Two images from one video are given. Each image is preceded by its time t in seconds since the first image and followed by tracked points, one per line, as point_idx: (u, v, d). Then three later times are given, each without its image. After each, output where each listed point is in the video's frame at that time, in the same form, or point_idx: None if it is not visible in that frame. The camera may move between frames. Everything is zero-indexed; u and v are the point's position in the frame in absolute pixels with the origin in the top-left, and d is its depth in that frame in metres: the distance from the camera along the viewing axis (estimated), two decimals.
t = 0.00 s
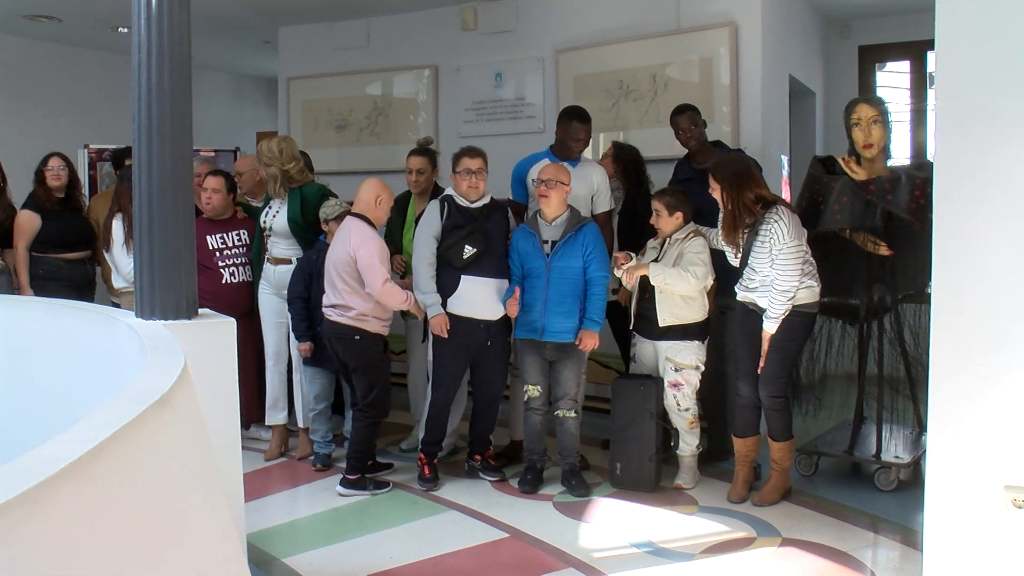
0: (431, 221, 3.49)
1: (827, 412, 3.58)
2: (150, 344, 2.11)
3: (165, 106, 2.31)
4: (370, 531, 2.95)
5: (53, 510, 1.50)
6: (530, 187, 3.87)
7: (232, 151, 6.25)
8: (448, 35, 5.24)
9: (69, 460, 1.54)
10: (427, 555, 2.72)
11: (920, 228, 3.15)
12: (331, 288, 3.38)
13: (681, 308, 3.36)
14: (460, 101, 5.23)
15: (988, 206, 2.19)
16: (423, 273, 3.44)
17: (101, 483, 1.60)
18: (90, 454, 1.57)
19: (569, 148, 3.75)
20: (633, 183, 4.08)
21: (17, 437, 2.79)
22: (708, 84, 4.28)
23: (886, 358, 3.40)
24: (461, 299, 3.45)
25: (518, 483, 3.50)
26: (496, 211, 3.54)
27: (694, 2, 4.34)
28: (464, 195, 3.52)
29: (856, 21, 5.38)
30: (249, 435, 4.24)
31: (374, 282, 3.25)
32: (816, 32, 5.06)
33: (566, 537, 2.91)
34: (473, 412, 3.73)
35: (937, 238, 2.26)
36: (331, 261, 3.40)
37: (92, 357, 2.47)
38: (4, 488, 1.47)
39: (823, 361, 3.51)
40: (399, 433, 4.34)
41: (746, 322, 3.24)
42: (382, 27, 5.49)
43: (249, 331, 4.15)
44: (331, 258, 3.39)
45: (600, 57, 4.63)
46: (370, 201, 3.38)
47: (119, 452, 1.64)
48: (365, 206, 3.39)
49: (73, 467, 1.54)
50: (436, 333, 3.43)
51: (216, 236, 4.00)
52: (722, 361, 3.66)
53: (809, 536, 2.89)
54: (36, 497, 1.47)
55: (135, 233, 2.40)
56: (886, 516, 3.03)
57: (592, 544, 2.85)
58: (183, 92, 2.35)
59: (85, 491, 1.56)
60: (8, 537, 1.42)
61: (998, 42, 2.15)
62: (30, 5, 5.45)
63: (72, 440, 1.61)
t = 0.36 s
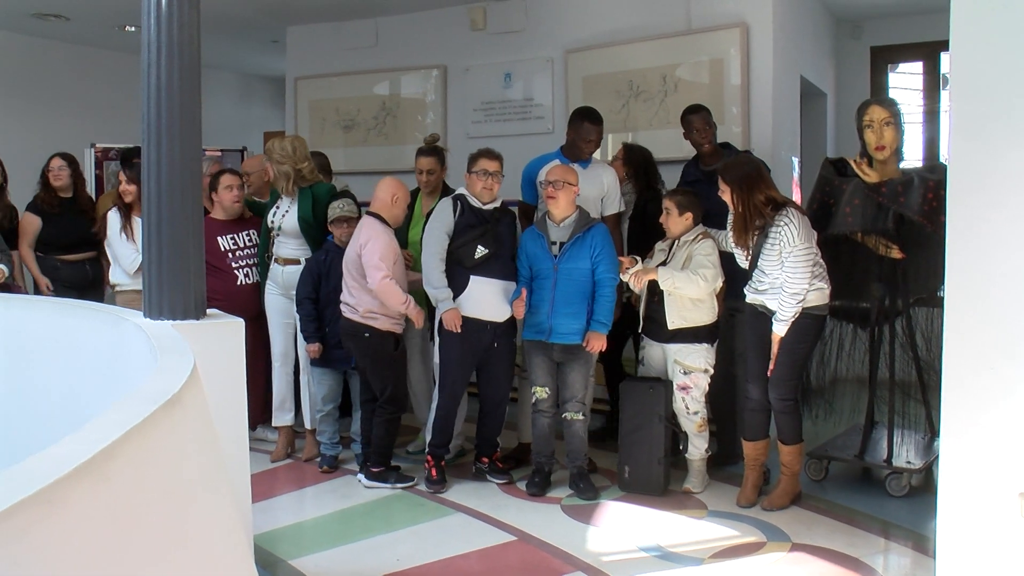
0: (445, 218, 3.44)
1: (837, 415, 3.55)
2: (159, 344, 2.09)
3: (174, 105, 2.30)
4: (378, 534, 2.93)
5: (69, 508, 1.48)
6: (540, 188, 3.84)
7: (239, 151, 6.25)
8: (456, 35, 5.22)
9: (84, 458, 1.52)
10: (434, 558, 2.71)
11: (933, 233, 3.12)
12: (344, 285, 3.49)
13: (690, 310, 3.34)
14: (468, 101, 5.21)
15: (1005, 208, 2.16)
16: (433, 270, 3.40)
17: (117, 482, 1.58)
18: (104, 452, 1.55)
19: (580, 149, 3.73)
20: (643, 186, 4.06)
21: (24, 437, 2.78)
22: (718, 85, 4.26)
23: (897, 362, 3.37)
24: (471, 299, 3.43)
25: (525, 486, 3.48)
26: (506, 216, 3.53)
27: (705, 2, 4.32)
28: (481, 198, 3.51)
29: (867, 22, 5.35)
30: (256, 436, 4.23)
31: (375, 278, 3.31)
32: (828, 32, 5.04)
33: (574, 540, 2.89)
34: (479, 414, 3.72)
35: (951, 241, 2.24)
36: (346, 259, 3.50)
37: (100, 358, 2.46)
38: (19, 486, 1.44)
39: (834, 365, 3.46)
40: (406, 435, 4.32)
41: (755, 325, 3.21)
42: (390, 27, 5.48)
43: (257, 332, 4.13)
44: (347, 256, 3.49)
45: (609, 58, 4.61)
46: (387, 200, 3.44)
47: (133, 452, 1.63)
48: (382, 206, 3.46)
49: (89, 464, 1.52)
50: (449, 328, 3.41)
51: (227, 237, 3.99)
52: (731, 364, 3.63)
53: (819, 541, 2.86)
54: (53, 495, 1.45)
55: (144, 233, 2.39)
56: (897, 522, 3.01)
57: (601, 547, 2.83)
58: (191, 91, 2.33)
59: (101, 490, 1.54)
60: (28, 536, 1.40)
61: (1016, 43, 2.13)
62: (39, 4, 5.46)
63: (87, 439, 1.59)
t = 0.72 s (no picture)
0: (441, 221, 3.39)
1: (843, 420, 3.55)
2: (167, 346, 2.07)
3: (181, 104, 2.28)
4: (381, 536, 2.92)
5: (77, 509, 1.47)
6: (546, 190, 3.82)
7: (242, 150, 6.24)
8: (462, 35, 5.21)
9: (92, 459, 1.50)
10: (437, 561, 2.69)
11: (942, 237, 3.09)
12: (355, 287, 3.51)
13: (694, 314, 3.32)
14: (473, 102, 5.19)
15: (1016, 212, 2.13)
16: (433, 273, 3.33)
17: (126, 483, 1.56)
18: (113, 452, 1.54)
19: (586, 150, 3.72)
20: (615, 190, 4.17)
21: (28, 438, 2.77)
22: (725, 86, 4.24)
23: (905, 366, 3.35)
24: (471, 301, 3.40)
25: (529, 489, 3.45)
26: (499, 219, 3.52)
27: (712, 4, 4.30)
28: (482, 202, 3.47)
29: (875, 23, 5.34)
30: (258, 438, 4.21)
31: (389, 274, 3.34)
32: (835, 34, 5.01)
33: (578, 544, 2.87)
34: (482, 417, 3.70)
35: (961, 244, 2.22)
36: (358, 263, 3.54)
37: (105, 358, 2.45)
38: (23, 489, 1.42)
39: (840, 369, 3.48)
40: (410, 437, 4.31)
41: (761, 329, 3.19)
42: (395, 27, 5.46)
43: (260, 333, 4.11)
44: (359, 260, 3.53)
45: (615, 60, 4.60)
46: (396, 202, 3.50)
47: (141, 453, 1.61)
48: (393, 206, 3.52)
49: (98, 465, 1.50)
50: (451, 331, 3.37)
51: (234, 236, 3.98)
52: (736, 368, 3.62)
53: (825, 547, 2.84)
54: (61, 495, 1.44)
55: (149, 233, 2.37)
56: (903, 527, 2.99)
57: (605, 551, 2.81)
58: (199, 90, 2.32)
59: (110, 490, 1.53)
60: (37, 536, 1.39)
61: None
62: (42, 3, 5.45)
63: (96, 438, 1.58)
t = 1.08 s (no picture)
0: (430, 228, 3.34)
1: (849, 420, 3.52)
2: (172, 348, 2.05)
3: (183, 103, 2.26)
4: (383, 538, 2.90)
5: (85, 511, 1.44)
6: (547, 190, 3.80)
7: (242, 151, 6.22)
8: (463, 34, 5.19)
9: (102, 459, 1.48)
10: (440, 563, 2.67)
11: (948, 234, 3.09)
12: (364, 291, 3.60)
13: (699, 314, 3.30)
14: (474, 102, 5.17)
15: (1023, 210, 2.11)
16: (425, 281, 3.30)
17: (138, 482, 1.54)
18: (122, 452, 1.51)
19: (588, 148, 3.70)
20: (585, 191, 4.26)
21: (28, 440, 2.75)
22: (728, 85, 4.23)
23: (910, 366, 3.33)
24: (463, 305, 3.37)
25: (533, 490, 3.43)
26: (491, 215, 3.51)
27: (714, 2, 4.28)
28: (475, 203, 3.45)
29: (879, 21, 5.32)
30: (259, 440, 4.17)
31: (382, 274, 3.41)
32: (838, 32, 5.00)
33: (582, 545, 2.85)
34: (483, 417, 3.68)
35: (968, 243, 2.20)
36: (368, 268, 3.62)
37: (107, 360, 2.43)
38: (27, 493, 1.40)
39: (845, 368, 3.45)
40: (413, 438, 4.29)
41: (765, 329, 3.16)
42: (396, 26, 5.44)
43: (262, 334, 4.10)
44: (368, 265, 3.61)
45: (617, 59, 4.58)
46: (402, 202, 3.59)
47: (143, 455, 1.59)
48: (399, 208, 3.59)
49: (105, 466, 1.48)
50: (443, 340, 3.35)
51: (236, 237, 3.95)
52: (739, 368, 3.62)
53: (831, 548, 2.82)
54: (72, 496, 1.42)
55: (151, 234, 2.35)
56: (910, 528, 2.97)
57: (609, 552, 2.79)
58: (201, 90, 2.30)
59: (120, 490, 1.51)
60: (48, 539, 1.38)
61: None
62: (41, 3, 5.43)
63: (105, 438, 1.56)
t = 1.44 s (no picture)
0: (432, 232, 3.32)
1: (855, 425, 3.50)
2: (176, 348, 2.03)
3: (187, 103, 2.24)
4: (385, 542, 2.87)
5: (98, 514, 1.36)
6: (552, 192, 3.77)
7: (244, 151, 6.20)
8: (467, 35, 5.17)
9: (109, 461, 1.39)
10: (443, 567, 2.65)
11: (955, 237, 3.06)
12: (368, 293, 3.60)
13: (705, 318, 3.28)
14: (479, 103, 5.15)
15: None
16: (426, 288, 3.28)
17: (145, 484, 1.46)
18: (130, 454, 1.43)
19: (593, 149, 3.66)
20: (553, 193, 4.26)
21: (29, 443, 2.72)
22: (734, 87, 4.21)
23: (918, 372, 3.31)
24: (466, 309, 3.36)
25: (537, 495, 3.41)
26: (494, 215, 3.47)
27: (721, 3, 4.26)
28: (477, 204, 3.42)
29: (888, 23, 5.31)
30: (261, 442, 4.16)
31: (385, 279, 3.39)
32: (845, 34, 4.97)
33: (587, 550, 2.82)
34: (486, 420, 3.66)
35: (979, 245, 2.17)
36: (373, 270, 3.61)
37: (109, 362, 2.41)
38: (31, 497, 1.29)
39: (851, 372, 3.43)
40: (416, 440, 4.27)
41: (772, 333, 3.14)
42: (400, 27, 5.42)
43: (265, 336, 4.08)
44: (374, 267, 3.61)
45: (623, 61, 4.56)
46: (405, 205, 3.57)
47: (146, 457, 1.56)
48: (404, 210, 3.58)
49: (113, 468, 1.39)
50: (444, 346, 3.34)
51: (237, 238, 3.93)
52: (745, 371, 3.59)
53: (838, 554, 2.79)
54: (80, 498, 1.32)
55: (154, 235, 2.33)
56: (918, 535, 2.94)
57: (614, 557, 2.76)
58: (205, 89, 2.28)
59: (126, 493, 1.41)
60: (58, 539, 1.28)
61: None
62: (44, 2, 5.41)
63: (109, 442, 1.47)
